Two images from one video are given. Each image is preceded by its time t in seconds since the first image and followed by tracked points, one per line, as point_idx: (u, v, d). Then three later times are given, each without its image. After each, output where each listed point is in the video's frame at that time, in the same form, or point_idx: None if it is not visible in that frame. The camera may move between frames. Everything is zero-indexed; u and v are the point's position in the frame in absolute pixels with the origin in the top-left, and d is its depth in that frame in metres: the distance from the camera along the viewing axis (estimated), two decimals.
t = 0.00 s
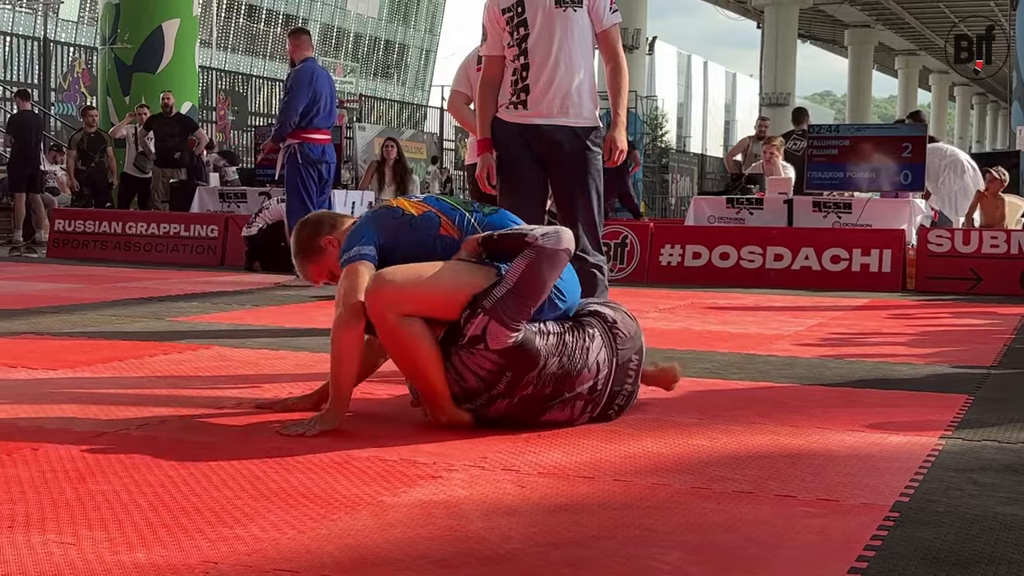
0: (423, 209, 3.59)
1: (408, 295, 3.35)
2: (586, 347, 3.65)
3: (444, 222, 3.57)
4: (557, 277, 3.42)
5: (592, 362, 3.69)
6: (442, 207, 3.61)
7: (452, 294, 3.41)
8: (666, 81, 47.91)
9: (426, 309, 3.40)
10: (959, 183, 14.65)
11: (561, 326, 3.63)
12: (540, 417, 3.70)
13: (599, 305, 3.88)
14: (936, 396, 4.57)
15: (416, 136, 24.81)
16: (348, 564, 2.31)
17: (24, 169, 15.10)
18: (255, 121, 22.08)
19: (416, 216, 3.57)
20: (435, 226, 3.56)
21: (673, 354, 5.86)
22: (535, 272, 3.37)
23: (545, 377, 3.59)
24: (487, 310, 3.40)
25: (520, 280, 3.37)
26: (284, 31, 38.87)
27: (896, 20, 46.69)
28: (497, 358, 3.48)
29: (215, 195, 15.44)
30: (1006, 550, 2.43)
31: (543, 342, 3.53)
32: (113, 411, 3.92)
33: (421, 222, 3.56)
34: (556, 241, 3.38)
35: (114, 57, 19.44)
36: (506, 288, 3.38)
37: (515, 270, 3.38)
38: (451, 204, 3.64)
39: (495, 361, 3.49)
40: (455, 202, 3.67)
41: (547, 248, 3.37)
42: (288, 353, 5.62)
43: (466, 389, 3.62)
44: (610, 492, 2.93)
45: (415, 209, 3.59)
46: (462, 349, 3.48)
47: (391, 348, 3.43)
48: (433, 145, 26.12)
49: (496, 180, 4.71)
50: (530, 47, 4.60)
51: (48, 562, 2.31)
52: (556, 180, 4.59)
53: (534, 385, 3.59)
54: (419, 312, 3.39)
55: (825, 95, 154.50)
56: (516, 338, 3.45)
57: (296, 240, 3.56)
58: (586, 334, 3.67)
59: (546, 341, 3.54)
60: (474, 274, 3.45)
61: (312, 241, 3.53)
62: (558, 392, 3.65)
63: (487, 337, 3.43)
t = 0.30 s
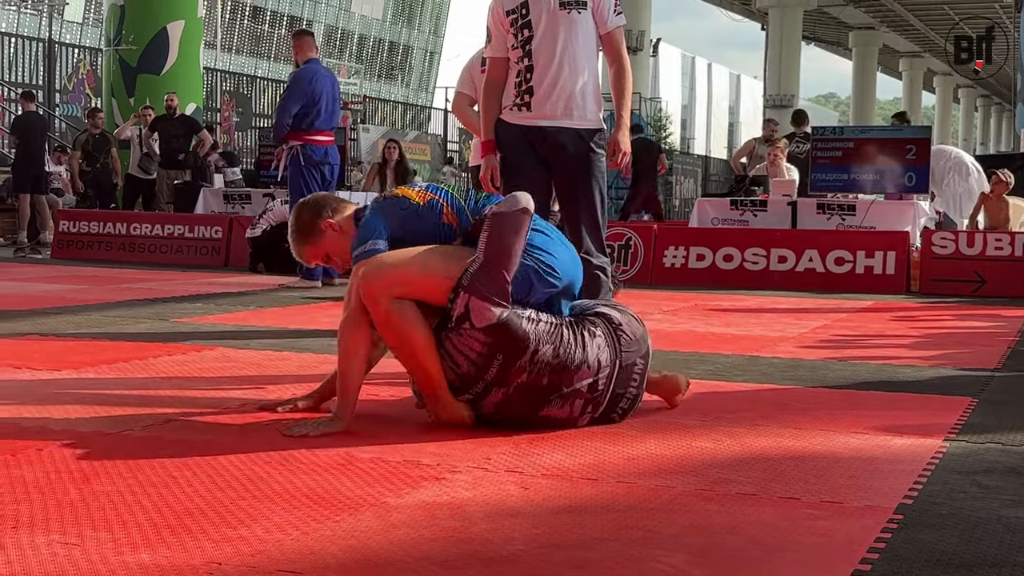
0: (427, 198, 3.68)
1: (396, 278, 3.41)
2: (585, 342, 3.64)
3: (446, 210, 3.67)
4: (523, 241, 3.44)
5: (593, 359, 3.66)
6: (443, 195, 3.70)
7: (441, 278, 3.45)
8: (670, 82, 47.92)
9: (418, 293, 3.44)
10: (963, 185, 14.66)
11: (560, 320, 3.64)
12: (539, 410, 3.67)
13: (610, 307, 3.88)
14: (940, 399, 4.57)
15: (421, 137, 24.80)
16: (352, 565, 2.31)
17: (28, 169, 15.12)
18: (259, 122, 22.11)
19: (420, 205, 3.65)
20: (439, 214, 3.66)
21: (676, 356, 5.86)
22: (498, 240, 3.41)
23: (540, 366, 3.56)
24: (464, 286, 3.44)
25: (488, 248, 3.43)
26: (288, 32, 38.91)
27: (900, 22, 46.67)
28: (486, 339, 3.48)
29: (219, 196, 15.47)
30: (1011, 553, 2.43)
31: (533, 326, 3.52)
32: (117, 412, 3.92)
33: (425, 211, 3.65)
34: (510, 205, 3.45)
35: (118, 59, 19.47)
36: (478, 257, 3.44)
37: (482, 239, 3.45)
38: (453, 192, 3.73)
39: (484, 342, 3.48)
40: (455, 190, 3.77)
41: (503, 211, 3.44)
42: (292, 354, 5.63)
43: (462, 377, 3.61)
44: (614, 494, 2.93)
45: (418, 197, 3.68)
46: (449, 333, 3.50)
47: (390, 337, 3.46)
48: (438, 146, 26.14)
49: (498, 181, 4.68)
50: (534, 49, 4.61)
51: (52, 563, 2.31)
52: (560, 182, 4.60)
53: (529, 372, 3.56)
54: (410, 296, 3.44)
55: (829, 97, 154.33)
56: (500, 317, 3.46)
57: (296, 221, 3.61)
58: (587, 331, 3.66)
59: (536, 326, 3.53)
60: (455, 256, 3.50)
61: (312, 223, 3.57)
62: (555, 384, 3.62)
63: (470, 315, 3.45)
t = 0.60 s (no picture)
0: (401, 184, 3.72)
1: (391, 253, 3.44)
2: (583, 324, 3.66)
3: (424, 191, 3.73)
4: (499, 198, 3.57)
5: (591, 342, 3.67)
6: (416, 179, 3.76)
7: (438, 249, 3.51)
8: (674, 85, 47.92)
9: (414, 267, 3.48)
10: (970, 189, 14.61)
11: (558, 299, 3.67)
12: (539, 387, 3.66)
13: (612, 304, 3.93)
14: (945, 401, 4.56)
15: (426, 139, 24.80)
16: (356, 567, 2.31)
17: (34, 171, 15.15)
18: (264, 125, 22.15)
19: (397, 192, 3.69)
20: (417, 197, 3.72)
21: (680, 358, 5.86)
22: (476, 200, 3.55)
23: (540, 337, 3.57)
24: (458, 249, 3.50)
25: (469, 211, 3.54)
26: (293, 34, 38.94)
27: (905, 25, 46.64)
28: (489, 302, 3.50)
29: (224, 198, 15.49)
30: (1015, 557, 2.43)
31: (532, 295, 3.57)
32: (122, 413, 3.93)
33: (403, 197, 3.69)
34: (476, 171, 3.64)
35: (123, 60, 19.50)
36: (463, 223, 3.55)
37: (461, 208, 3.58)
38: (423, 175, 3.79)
39: (486, 305, 3.50)
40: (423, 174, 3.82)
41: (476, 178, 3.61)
42: (297, 356, 5.63)
43: (467, 348, 3.56)
44: (618, 496, 2.94)
45: (393, 184, 3.71)
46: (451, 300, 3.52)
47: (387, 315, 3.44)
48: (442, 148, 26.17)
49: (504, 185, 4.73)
50: (538, 52, 4.61)
51: (56, 564, 2.31)
52: (565, 183, 4.61)
53: (531, 342, 3.57)
54: (412, 265, 3.46)
55: (834, 100, 154.31)
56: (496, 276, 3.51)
57: (258, 215, 3.50)
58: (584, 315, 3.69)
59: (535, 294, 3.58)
60: (438, 227, 3.56)
61: (278, 217, 3.48)
62: (556, 360, 3.61)
63: (469, 274, 3.48)
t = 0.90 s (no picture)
0: (409, 192, 3.71)
1: (385, 261, 3.42)
2: (549, 346, 3.63)
3: (430, 201, 3.72)
4: (506, 216, 3.60)
5: (558, 365, 3.66)
6: (425, 189, 3.76)
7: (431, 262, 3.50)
8: (678, 88, 47.89)
9: (409, 273, 3.46)
10: (975, 192, 14.61)
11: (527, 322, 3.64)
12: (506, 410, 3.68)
13: (575, 313, 3.85)
14: (949, 405, 4.55)
15: (430, 142, 24.82)
16: (360, 570, 2.31)
17: (39, 173, 15.18)
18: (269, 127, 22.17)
19: (404, 200, 3.68)
20: (424, 207, 3.71)
21: (684, 361, 5.85)
22: (484, 215, 3.58)
23: (512, 365, 3.57)
24: (456, 266, 3.48)
25: (474, 226, 3.56)
26: (298, 37, 38.91)
27: (910, 28, 46.64)
28: (474, 325, 3.49)
29: (229, 201, 15.51)
30: (1019, 561, 2.43)
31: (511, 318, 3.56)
32: (126, 415, 3.93)
33: (410, 206, 3.68)
34: (489, 188, 3.69)
35: (129, 63, 19.52)
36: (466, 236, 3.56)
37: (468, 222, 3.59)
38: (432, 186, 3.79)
39: (474, 322, 3.48)
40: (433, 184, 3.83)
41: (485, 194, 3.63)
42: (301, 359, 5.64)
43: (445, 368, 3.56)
44: (621, 499, 2.94)
45: (400, 191, 3.71)
46: (441, 311, 3.49)
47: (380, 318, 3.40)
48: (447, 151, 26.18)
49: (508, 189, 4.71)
50: (541, 56, 4.61)
51: (61, 566, 2.32)
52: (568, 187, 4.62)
53: (505, 368, 3.57)
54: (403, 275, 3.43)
55: (839, 103, 154.13)
56: (488, 296, 3.51)
57: (265, 216, 3.49)
58: (551, 336, 3.65)
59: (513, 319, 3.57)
60: (441, 238, 3.59)
61: (284, 218, 3.47)
62: (526, 386, 3.63)
63: (462, 291, 3.47)
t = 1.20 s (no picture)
0: (433, 239, 3.48)
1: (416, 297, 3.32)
2: (577, 380, 3.62)
3: (456, 250, 3.48)
4: (548, 281, 3.39)
5: (582, 393, 3.67)
6: (455, 233, 3.51)
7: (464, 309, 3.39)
8: (682, 90, 47.92)
9: (439, 317, 3.37)
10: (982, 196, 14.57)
11: (558, 359, 3.58)
12: (527, 439, 3.70)
13: (603, 333, 3.78)
14: (954, 409, 4.55)
15: (433, 145, 24.87)
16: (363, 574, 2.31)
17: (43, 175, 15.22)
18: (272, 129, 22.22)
19: (426, 246, 3.47)
20: (447, 256, 3.48)
21: (688, 365, 5.85)
22: (526, 281, 3.36)
23: (538, 407, 3.57)
24: (487, 328, 3.37)
25: (513, 290, 3.36)
26: (302, 40, 38.94)
27: (914, 31, 46.65)
28: (498, 387, 3.45)
29: (233, 203, 15.54)
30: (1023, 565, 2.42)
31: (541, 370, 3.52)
32: (130, 418, 3.93)
33: (432, 253, 3.46)
34: (538, 246, 3.42)
35: (133, 66, 19.57)
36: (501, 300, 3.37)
37: (506, 280, 3.38)
38: (464, 230, 3.52)
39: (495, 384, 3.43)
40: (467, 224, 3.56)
41: (531, 256, 3.40)
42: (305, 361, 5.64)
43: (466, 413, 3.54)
44: (625, 503, 2.93)
45: (426, 236, 3.48)
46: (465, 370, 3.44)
47: (401, 351, 3.33)
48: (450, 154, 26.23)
49: (508, 196, 4.69)
50: (540, 65, 4.61)
51: (64, 569, 2.32)
52: (570, 190, 4.62)
53: (527, 413, 3.57)
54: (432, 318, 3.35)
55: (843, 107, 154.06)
56: (516, 362, 3.43)
57: (304, 216, 3.44)
58: (578, 367, 3.62)
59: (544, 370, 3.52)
60: (476, 287, 3.41)
61: (322, 224, 3.41)
62: (549, 422, 3.65)
63: (489, 358, 3.40)
